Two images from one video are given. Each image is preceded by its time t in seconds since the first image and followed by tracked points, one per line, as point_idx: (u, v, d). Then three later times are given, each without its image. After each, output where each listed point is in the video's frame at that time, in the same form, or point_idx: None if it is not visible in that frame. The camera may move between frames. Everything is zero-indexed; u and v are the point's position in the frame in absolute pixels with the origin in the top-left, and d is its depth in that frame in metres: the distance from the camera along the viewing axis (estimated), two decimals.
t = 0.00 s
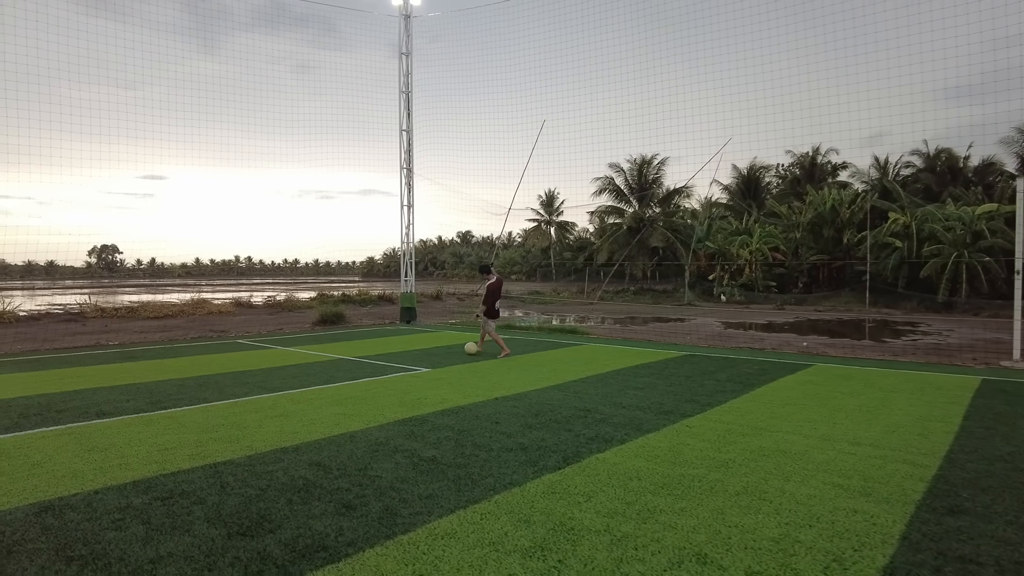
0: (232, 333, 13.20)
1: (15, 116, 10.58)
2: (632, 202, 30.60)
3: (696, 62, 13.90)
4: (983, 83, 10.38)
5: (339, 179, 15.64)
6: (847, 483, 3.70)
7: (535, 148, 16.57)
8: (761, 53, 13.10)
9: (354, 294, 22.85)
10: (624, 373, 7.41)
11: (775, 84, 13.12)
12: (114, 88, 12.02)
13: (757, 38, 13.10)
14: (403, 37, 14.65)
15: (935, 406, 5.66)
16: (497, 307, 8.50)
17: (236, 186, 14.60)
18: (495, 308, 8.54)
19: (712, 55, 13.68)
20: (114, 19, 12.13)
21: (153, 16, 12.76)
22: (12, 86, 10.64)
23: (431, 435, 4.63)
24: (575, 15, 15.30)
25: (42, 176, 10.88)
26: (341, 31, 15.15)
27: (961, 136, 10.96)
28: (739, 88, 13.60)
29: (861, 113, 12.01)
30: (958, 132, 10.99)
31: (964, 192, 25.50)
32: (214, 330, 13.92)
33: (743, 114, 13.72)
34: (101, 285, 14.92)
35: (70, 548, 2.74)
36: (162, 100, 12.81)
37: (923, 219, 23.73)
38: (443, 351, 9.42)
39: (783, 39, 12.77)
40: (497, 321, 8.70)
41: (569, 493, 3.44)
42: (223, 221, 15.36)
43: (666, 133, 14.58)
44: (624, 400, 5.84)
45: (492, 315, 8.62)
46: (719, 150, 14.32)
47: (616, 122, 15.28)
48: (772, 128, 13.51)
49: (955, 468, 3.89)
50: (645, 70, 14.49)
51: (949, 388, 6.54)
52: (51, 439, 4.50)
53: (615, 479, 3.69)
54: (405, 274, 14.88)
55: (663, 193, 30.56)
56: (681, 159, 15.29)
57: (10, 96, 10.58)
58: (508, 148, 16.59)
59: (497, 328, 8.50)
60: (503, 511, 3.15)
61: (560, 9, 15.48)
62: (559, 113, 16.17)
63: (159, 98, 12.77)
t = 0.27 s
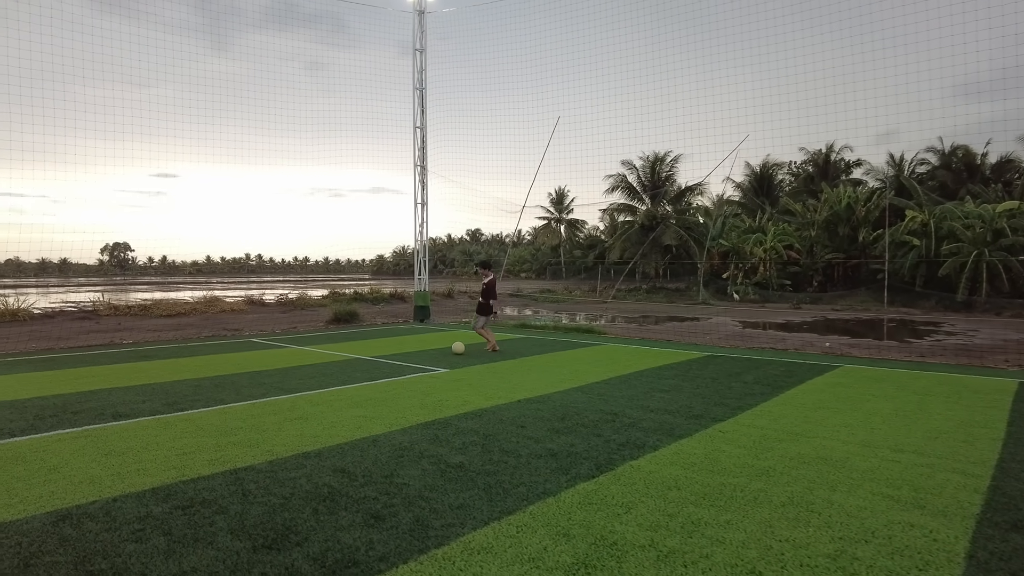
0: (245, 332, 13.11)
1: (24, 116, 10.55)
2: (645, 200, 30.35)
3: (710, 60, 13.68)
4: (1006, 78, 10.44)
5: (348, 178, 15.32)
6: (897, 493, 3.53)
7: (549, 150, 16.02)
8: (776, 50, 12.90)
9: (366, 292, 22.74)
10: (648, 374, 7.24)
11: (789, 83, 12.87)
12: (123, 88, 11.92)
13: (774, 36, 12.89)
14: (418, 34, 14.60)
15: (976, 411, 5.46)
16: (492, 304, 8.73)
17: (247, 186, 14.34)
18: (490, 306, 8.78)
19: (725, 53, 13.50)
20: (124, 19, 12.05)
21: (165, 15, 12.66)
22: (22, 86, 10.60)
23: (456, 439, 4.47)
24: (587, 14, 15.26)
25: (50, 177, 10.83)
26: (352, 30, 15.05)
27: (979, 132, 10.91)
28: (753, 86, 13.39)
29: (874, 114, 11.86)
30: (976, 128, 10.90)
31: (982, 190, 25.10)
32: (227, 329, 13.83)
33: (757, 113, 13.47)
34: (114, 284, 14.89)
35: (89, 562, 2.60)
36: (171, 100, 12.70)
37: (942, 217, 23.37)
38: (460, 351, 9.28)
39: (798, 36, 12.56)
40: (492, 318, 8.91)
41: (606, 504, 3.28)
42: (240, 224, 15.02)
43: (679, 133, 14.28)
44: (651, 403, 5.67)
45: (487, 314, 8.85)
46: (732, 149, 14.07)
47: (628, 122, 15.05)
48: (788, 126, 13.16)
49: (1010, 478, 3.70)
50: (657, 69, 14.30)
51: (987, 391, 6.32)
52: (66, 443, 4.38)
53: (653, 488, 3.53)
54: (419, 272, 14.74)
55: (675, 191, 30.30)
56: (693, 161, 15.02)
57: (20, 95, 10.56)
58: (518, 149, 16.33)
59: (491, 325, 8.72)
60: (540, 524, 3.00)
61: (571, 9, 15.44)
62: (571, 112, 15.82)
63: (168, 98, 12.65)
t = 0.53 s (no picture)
0: (261, 328, 13.04)
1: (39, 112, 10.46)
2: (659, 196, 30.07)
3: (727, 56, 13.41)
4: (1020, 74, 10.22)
5: (367, 175, 15.37)
6: (957, 502, 3.34)
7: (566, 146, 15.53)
8: (793, 45, 12.60)
9: (381, 288, 22.67)
10: (674, 373, 7.06)
11: (804, 79, 12.55)
12: (135, 83, 11.80)
13: (791, 31, 12.60)
14: (433, 27, 14.41)
15: (1022, 414, 5.24)
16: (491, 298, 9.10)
17: (259, 181, 14.14)
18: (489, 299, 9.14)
19: (741, 50, 13.27)
20: (138, 15, 11.94)
21: (180, 11, 12.52)
22: (36, 81, 10.52)
23: (486, 440, 4.32)
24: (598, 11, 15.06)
25: (68, 173, 10.74)
26: (362, 26, 15.01)
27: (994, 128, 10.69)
28: (769, 83, 13.06)
29: (893, 109, 11.44)
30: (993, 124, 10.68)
31: (1005, 186, 24.66)
32: (244, 324, 13.80)
33: (774, 108, 13.09)
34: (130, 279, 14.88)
35: (114, 571, 2.47)
36: (184, 96, 12.57)
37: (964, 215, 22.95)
38: (479, 348, 9.15)
39: (816, 30, 12.27)
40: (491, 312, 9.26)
41: (651, 512, 3.12)
42: (242, 217, 14.69)
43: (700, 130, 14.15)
44: (683, 404, 5.49)
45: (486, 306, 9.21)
46: (750, 149, 13.79)
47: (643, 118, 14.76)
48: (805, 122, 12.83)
49: None
50: (672, 65, 14.08)
51: None
52: (86, 442, 4.26)
53: (698, 495, 3.36)
54: (435, 268, 14.61)
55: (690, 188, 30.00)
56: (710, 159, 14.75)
57: (35, 91, 10.49)
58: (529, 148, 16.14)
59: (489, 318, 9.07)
60: (585, 533, 2.84)
61: (582, 7, 15.33)
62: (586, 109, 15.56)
63: (181, 95, 12.53)
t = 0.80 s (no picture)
0: (279, 326, 12.95)
1: (58, 113, 10.38)
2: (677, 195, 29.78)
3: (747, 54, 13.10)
4: None
5: (379, 172, 15.32)
6: None
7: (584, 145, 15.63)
8: (810, 44, 12.28)
9: (397, 286, 22.56)
10: (706, 377, 6.87)
11: (825, 80, 12.26)
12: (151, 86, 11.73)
13: (810, 28, 12.27)
14: (454, 23, 14.23)
15: None
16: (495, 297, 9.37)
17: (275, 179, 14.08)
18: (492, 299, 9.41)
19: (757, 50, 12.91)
20: (155, 16, 11.84)
21: (194, 11, 12.35)
22: (55, 82, 10.43)
23: (521, 446, 4.15)
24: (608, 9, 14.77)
25: (88, 172, 10.63)
26: (377, 26, 14.92)
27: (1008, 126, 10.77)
28: (788, 83, 12.77)
29: (914, 111, 11.55)
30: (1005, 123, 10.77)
31: None
32: (261, 323, 13.77)
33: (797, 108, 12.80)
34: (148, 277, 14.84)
35: None
36: (201, 96, 12.46)
37: (990, 214, 22.50)
38: (502, 348, 9.00)
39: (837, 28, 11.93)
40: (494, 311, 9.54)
41: (705, 527, 2.94)
42: (271, 218, 15.00)
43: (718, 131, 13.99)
44: (720, 410, 5.30)
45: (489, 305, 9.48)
46: (772, 149, 13.61)
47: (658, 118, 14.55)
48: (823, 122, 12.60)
49: None
50: (688, 66, 13.83)
51: None
52: (109, 445, 4.13)
53: (752, 508, 3.18)
54: (453, 267, 14.46)
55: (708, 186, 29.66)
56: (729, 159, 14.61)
57: (54, 91, 10.39)
58: (547, 146, 16.06)
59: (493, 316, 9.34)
60: (637, 550, 2.67)
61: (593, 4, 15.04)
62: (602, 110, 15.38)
63: (199, 95, 12.42)
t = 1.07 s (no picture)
0: (295, 326, 12.88)
1: (75, 112, 10.24)
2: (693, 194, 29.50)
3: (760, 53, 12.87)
4: None
5: (390, 173, 15.22)
6: None
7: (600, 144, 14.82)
8: (823, 43, 12.04)
9: (412, 285, 22.48)
10: (737, 382, 6.67)
11: (840, 79, 12.05)
12: (165, 86, 11.72)
13: (822, 27, 12.04)
14: (471, 22, 14.27)
15: None
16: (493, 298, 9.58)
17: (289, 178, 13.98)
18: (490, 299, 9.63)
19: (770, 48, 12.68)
20: (172, 18, 11.90)
21: (208, 12, 12.39)
22: (71, 82, 10.32)
23: (554, 455, 3.99)
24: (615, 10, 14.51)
25: (102, 171, 10.58)
26: (391, 28, 15.18)
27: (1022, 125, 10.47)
28: (804, 82, 12.42)
29: (927, 111, 11.20)
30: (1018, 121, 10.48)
31: None
32: (278, 323, 13.70)
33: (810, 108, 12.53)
34: (165, 276, 14.82)
35: None
36: (215, 97, 12.45)
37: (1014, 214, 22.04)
38: (523, 350, 8.84)
39: (849, 26, 11.76)
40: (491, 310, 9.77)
41: (760, 545, 2.76)
42: (280, 216, 14.60)
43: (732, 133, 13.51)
44: (756, 417, 5.11)
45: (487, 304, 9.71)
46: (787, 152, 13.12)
47: (666, 119, 14.04)
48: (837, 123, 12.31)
49: None
50: (702, 65, 13.56)
51: None
52: (128, 451, 3.99)
53: (808, 524, 2.98)
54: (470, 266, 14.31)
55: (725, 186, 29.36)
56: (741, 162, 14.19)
57: (70, 91, 10.27)
58: (562, 147, 15.63)
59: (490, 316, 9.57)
60: (692, 571, 2.50)
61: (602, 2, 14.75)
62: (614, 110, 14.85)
63: (212, 96, 12.40)
